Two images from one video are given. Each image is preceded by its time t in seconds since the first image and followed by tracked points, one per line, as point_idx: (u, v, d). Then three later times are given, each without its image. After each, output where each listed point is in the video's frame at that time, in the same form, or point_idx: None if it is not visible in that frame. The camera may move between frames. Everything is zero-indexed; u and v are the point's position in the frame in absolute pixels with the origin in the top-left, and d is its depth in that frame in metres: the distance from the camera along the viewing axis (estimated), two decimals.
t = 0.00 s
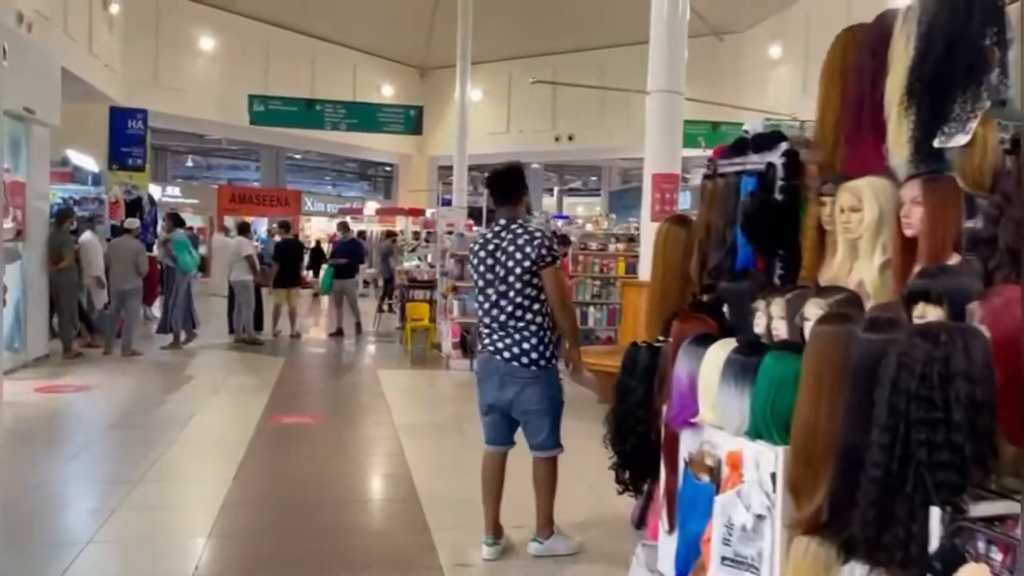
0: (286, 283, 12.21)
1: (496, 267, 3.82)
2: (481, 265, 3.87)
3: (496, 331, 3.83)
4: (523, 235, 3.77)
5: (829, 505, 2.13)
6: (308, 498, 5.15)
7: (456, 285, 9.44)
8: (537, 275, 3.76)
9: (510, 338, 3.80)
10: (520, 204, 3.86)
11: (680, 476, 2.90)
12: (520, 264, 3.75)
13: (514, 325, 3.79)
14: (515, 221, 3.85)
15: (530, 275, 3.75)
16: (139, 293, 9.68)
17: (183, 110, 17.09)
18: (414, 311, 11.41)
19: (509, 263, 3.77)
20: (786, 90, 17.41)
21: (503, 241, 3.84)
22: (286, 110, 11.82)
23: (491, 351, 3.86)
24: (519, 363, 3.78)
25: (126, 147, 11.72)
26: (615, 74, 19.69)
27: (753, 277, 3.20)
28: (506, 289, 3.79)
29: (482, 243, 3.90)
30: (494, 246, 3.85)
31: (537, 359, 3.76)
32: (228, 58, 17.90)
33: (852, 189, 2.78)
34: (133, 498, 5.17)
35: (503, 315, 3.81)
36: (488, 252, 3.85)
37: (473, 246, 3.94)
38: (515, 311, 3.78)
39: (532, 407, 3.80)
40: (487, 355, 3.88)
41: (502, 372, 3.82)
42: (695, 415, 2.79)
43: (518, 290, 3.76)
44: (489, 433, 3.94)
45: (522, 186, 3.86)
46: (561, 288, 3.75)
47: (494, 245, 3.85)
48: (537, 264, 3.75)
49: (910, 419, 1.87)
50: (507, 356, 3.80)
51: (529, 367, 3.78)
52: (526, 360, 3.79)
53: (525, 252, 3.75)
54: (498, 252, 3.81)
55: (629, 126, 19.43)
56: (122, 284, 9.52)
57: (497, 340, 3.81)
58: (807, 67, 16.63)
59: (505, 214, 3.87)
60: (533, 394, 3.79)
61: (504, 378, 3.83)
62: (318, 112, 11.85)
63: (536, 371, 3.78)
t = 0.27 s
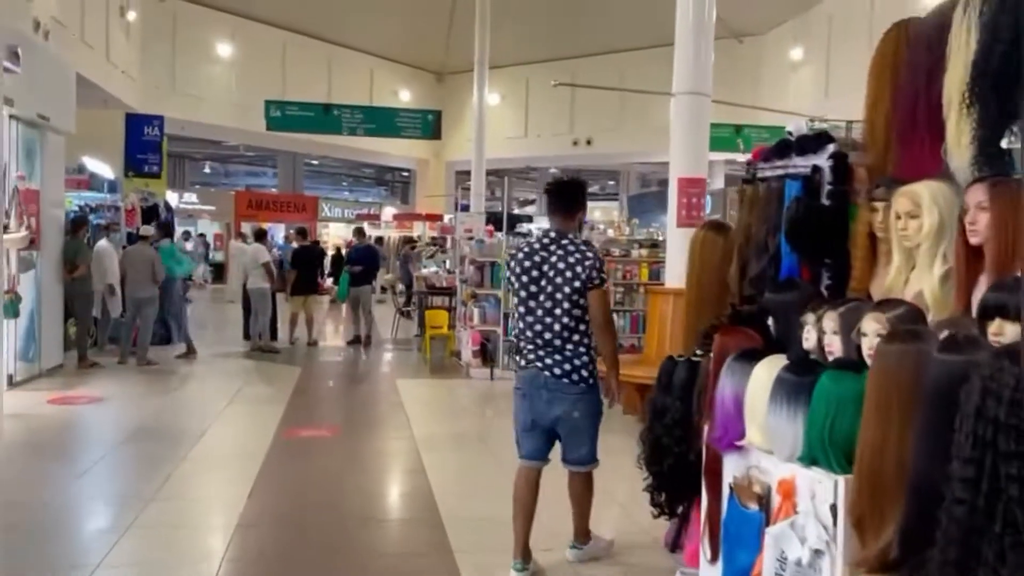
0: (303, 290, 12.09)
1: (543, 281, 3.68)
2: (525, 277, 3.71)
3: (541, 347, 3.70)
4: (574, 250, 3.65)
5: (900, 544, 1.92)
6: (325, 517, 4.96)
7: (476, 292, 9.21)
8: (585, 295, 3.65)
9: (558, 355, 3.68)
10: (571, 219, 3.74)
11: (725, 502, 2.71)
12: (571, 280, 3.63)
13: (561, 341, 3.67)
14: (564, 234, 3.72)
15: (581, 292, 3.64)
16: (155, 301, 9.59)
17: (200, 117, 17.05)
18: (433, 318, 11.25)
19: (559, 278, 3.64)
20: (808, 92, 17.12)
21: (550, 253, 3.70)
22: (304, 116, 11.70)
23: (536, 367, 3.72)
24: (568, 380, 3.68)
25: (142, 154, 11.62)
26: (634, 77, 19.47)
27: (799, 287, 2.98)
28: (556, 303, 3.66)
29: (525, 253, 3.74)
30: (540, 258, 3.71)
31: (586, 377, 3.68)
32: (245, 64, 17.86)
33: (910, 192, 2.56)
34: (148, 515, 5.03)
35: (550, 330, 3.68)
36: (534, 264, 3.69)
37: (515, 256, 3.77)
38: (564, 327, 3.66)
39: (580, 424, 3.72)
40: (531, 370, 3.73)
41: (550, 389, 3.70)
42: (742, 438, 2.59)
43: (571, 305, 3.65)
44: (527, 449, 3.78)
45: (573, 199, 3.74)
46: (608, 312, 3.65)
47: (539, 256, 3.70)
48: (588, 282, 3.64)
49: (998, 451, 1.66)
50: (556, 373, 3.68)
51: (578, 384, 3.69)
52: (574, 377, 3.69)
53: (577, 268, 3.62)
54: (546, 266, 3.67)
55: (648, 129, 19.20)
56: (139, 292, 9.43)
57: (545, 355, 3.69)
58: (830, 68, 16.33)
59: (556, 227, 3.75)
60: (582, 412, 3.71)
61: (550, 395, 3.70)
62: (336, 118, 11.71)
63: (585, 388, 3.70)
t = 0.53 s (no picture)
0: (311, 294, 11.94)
1: (592, 285, 3.67)
2: (574, 280, 3.68)
3: (587, 352, 3.68)
4: (628, 258, 3.67)
5: None
6: (334, 531, 4.77)
7: (486, 296, 9.02)
8: (635, 304, 3.68)
9: (605, 361, 3.66)
10: (623, 225, 3.78)
11: (757, 523, 2.52)
12: (624, 288, 3.64)
13: (608, 348, 3.66)
14: (615, 240, 3.74)
15: (633, 300, 3.66)
16: (161, 307, 9.46)
17: (208, 120, 16.95)
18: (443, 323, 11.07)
19: (610, 284, 3.65)
20: (820, 93, 16.90)
21: (600, 259, 3.70)
22: (312, 119, 11.55)
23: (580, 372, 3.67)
24: (614, 387, 3.67)
25: (148, 157, 11.50)
26: (644, 78, 19.28)
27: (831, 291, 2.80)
28: (607, 309, 3.65)
29: (574, 256, 3.72)
30: (589, 262, 3.70)
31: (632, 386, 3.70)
32: (252, 68, 17.75)
33: (955, 190, 2.36)
34: (152, 527, 4.87)
35: (597, 336, 3.66)
36: (585, 268, 3.68)
37: (562, 257, 3.75)
38: (612, 333, 3.66)
39: (620, 434, 3.70)
40: (576, 374, 3.67)
41: (595, 396, 3.66)
42: (776, 455, 2.41)
43: (621, 311, 3.65)
44: (565, 455, 3.72)
45: (626, 207, 3.78)
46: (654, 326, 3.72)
47: (587, 260, 3.69)
48: (641, 292, 3.66)
49: None
50: (604, 379, 3.66)
51: (622, 392, 3.69)
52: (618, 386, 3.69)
53: (631, 276, 3.64)
54: (598, 271, 3.67)
55: (658, 131, 19.01)
56: (148, 297, 9.30)
57: (592, 360, 3.66)
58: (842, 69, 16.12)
59: (607, 232, 3.75)
60: (624, 421, 3.70)
61: (594, 402, 3.67)
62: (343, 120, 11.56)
63: (628, 396, 3.71)
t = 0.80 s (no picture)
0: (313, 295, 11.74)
1: (619, 282, 3.50)
2: (600, 276, 3.53)
3: (612, 350, 3.53)
4: (656, 253, 3.49)
5: None
6: (336, 537, 4.54)
7: (492, 297, 8.81)
8: (665, 301, 3.48)
9: (631, 359, 3.50)
10: (648, 219, 3.59)
11: (794, 540, 2.33)
12: (653, 284, 3.46)
13: (635, 346, 3.49)
14: (640, 235, 3.55)
15: (663, 297, 3.47)
16: (162, 308, 9.27)
17: (210, 119, 16.77)
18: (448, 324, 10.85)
19: (637, 280, 3.47)
20: (830, 90, 16.63)
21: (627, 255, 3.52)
22: (315, 116, 11.34)
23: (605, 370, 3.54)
24: (640, 388, 3.50)
25: (150, 156, 11.27)
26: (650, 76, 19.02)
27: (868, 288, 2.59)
28: (632, 306, 3.48)
29: (600, 252, 3.57)
30: (615, 259, 3.53)
31: (660, 384, 3.52)
32: (256, 66, 17.58)
33: (1005, 179, 2.13)
34: (147, 532, 4.66)
35: (624, 334, 3.50)
36: (612, 263, 3.51)
37: (588, 254, 3.60)
38: (637, 330, 3.49)
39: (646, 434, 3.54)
40: (602, 373, 3.54)
41: (619, 395, 3.52)
42: (813, 468, 2.23)
43: (646, 308, 3.47)
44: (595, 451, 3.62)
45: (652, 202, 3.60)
46: (690, 322, 3.52)
47: (612, 255, 3.53)
48: (672, 288, 3.47)
49: None
50: (628, 378, 3.50)
51: (649, 392, 3.51)
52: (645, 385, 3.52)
53: (660, 272, 3.46)
54: (625, 267, 3.49)
55: (665, 129, 18.77)
56: (149, 299, 9.13)
57: (617, 359, 3.50)
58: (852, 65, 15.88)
59: (629, 226, 3.57)
60: (652, 422, 3.53)
61: (620, 402, 3.53)
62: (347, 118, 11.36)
63: (656, 397, 3.53)
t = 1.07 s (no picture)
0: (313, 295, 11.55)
1: (632, 286, 3.38)
2: (613, 283, 3.42)
3: (630, 357, 3.41)
4: (668, 254, 3.32)
5: None
6: (334, 548, 4.34)
7: (496, 298, 8.58)
8: (681, 303, 3.32)
9: (649, 365, 3.37)
10: (661, 221, 3.45)
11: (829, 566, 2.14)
12: (666, 287, 3.30)
13: (653, 352, 3.36)
14: (653, 238, 3.41)
15: (676, 299, 3.30)
16: (162, 309, 9.10)
17: (212, 118, 16.61)
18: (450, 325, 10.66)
19: (648, 285, 3.33)
20: (837, 89, 16.41)
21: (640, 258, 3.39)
22: (316, 114, 11.16)
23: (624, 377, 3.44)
24: (657, 394, 3.35)
25: (149, 154, 11.13)
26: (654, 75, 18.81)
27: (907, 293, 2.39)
28: (644, 311, 3.35)
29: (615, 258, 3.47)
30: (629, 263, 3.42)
31: (679, 390, 3.35)
32: (257, 65, 17.40)
33: None
34: (139, 540, 4.48)
35: (640, 340, 3.37)
36: (624, 269, 3.39)
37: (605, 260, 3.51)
38: (651, 336, 3.35)
39: (669, 441, 3.39)
40: (620, 380, 3.45)
41: (637, 403, 3.40)
42: (851, 488, 2.05)
43: (658, 313, 3.33)
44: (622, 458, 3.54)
45: (664, 204, 3.46)
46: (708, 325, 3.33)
47: (625, 261, 3.41)
48: (684, 289, 3.30)
49: None
50: (643, 385, 3.37)
51: (667, 399, 3.36)
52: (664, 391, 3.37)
53: (671, 274, 3.29)
54: (636, 271, 3.36)
55: (671, 128, 18.58)
56: (144, 300, 8.95)
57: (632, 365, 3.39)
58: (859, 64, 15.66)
59: (641, 230, 3.45)
60: (673, 429, 3.37)
61: (639, 409, 3.41)
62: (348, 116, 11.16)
63: (676, 403, 3.37)
